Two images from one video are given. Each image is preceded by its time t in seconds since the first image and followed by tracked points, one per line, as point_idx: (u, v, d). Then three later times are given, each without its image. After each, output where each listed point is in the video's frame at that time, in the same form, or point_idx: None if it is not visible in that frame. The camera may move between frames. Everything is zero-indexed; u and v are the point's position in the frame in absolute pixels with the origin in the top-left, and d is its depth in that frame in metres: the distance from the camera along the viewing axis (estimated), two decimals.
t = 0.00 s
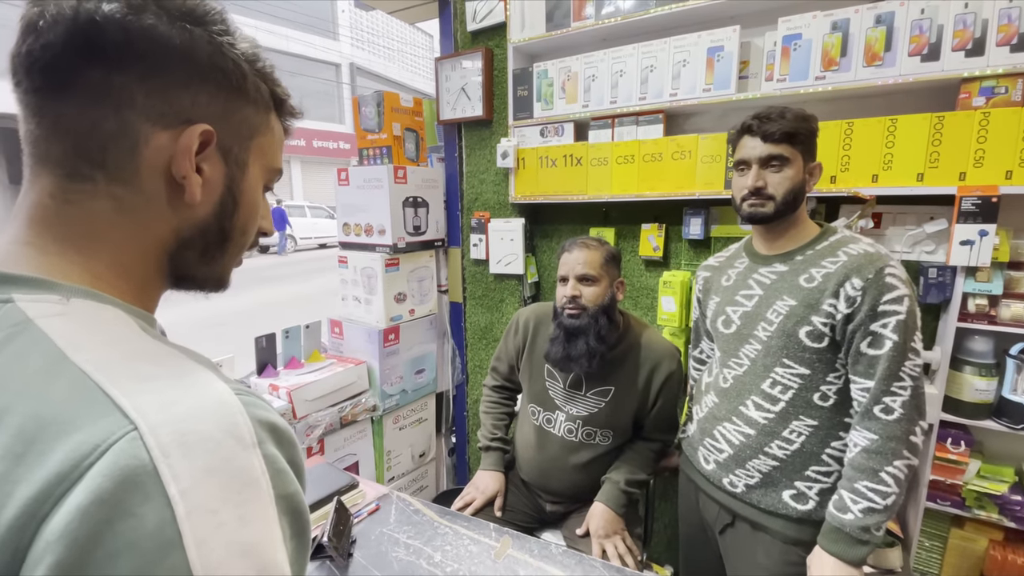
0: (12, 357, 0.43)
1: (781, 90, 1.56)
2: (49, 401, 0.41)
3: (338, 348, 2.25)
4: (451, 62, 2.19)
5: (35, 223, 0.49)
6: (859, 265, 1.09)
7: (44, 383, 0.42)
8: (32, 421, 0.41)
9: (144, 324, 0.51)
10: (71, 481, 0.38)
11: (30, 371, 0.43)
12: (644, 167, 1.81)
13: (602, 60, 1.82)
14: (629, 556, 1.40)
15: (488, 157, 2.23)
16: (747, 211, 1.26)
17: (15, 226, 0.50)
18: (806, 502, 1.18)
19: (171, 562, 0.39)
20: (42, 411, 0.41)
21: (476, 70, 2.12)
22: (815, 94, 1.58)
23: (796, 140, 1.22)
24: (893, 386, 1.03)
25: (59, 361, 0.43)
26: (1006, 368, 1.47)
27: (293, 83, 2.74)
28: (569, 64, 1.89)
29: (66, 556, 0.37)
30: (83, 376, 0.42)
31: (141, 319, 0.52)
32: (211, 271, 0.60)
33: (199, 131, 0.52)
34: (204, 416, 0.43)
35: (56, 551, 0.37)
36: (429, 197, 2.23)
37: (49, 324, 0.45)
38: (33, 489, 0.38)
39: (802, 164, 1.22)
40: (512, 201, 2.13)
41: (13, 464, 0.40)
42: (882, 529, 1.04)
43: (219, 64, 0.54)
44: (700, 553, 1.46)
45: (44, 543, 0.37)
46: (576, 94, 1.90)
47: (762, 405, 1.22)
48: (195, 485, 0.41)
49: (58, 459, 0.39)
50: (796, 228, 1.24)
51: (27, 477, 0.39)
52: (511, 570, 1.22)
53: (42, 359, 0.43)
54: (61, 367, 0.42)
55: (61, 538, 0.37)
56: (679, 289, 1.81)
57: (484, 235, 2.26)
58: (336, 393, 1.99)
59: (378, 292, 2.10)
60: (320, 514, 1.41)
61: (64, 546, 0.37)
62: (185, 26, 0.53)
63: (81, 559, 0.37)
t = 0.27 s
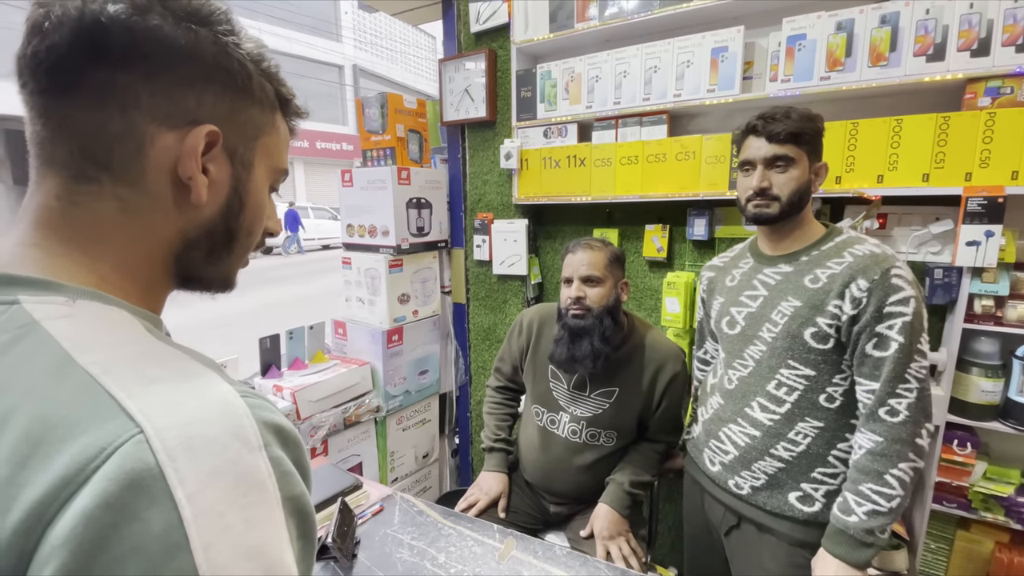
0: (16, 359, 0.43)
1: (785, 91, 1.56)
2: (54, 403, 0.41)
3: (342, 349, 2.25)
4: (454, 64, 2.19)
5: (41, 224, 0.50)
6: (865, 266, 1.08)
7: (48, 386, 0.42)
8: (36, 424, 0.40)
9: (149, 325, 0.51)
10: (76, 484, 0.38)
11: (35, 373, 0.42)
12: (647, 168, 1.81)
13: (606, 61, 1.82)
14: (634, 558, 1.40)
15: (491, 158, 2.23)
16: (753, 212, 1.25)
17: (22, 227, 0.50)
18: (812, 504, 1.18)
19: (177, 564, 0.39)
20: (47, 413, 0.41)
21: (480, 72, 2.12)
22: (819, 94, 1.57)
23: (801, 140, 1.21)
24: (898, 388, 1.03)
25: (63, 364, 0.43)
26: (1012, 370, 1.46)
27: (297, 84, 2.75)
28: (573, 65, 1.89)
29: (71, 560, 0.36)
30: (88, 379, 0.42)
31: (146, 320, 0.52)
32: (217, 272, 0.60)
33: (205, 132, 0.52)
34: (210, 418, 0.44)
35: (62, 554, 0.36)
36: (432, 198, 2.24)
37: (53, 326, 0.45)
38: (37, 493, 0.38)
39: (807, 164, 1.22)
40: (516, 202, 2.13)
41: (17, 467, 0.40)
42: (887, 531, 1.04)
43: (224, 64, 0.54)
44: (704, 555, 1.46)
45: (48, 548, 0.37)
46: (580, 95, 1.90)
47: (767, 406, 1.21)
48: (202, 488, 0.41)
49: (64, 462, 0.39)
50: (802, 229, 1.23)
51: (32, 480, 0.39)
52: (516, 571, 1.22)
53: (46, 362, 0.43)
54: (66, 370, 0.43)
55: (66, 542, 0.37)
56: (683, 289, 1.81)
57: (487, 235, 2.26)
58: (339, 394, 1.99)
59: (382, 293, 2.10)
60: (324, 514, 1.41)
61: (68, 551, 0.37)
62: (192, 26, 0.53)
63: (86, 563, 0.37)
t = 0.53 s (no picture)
0: (28, 356, 0.44)
1: (788, 92, 1.56)
2: (64, 399, 0.41)
3: (344, 349, 2.26)
4: (457, 65, 2.19)
5: (49, 226, 0.50)
6: (868, 266, 1.08)
7: (58, 382, 0.42)
8: (47, 419, 0.41)
9: (156, 325, 0.52)
10: (87, 479, 0.38)
11: (45, 369, 0.43)
12: (650, 168, 1.81)
13: (608, 62, 1.83)
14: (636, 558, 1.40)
15: (493, 158, 2.24)
16: (755, 212, 1.25)
17: (31, 228, 0.51)
18: (815, 505, 1.18)
19: (185, 558, 0.39)
20: (57, 407, 0.41)
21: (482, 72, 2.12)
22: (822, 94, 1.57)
23: (805, 141, 1.21)
24: (901, 389, 1.03)
25: (73, 360, 0.43)
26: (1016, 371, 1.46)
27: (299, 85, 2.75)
28: (575, 66, 1.90)
29: (83, 553, 0.37)
30: (98, 375, 0.42)
31: (153, 319, 0.52)
32: (223, 272, 0.60)
33: (209, 133, 0.52)
34: (217, 414, 0.44)
35: (73, 547, 0.37)
36: (435, 199, 2.24)
37: (61, 324, 0.45)
38: (49, 486, 0.39)
39: (810, 165, 1.22)
40: (518, 202, 2.13)
41: (29, 461, 0.40)
42: (889, 532, 1.04)
43: (227, 66, 0.55)
44: (707, 556, 1.46)
45: (61, 540, 0.38)
46: (582, 96, 1.90)
47: (770, 407, 1.21)
48: (209, 483, 0.41)
49: (75, 457, 0.39)
50: (805, 229, 1.23)
51: (43, 474, 0.39)
52: (518, 571, 1.22)
53: (56, 358, 0.43)
54: (75, 366, 0.43)
55: (77, 534, 0.37)
56: (685, 290, 1.81)
57: (489, 236, 2.26)
58: (342, 394, 1.99)
59: (384, 294, 2.10)
60: (327, 514, 1.42)
61: (80, 543, 0.37)
62: (196, 29, 0.53)
63: (97, 555, 0.38)
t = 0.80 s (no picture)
0: (34, 353, 0.45)
1: (790, 92, 1.56)
2: (69, 395, 0.42)
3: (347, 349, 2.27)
4: (459, 65, 2.20)
5: (54, 227, 0.51)
6: (870, 266, 1.08)
7: (64, 379, 0.42)
8: (53, 416, 0.41)
9: (160, 324, 0.52)
10: (92, 474, 0.39)
11: (51, 367, 0.43)
12: (651, 168, 1.81)
13: (610, 62, 1.83)
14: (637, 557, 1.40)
15: (495, 159, 2.24)
16: (757, 213, 1.25)
17: (36, 229, 0.51)
18: (817, 505, 1.18)
19: (188, 553, 0.40)
20: (63, 404, 0.41)
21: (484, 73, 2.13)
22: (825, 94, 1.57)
23: (806, 141, 1.21)
24: (902, 389, 1.03)
25: (79, 357, 0.44)
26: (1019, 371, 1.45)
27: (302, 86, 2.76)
28: (577, 66, 1.90)
29: (88, 547, 0.38)
30: (103, 373, 0.43)
31: (157, 318, 0.53)
32: (225, 271, 0.61)
33: (210, 133, 0.53)
34: (220, 411, 0.44)
35: (78, 541, 0.38)
36: (437, 199, 2.25)
37: (66, 322, 0.46)
38: (55, 481, 0.39)
39: (812, 165, 1.22)
40: (519, 202, 2.14)
41: (35, 456, 0.40)
42: (890, 532, 1.04)
43: (228, 66, 0.55)
44: (709, 555, 1.46)
45: (66, 534, 0.38)
46: (584, 96, 1.90)
47: (772, 407, 1.21)
48: (212, 479, 0.41)
49: (79, 452, 0.39)
50: (806, 231, 1.23)
51: (49, 469, 0.40)
52: (520, 570, 1.22)
53: (62, 356, 0.44)
54: (81, 364, 0.43)
55: (82, 528, 0.38)
56: (686, 290, 1.81)
57: (491, 236, 2.27)
58: (344, 393, 2.00)
59: (386, 293, 2.11)
60: (329, 513, 1.42)
61: (85, 537, 0.38)
62: (197, 30, 0.54)
63: (101, 549, 0.38)
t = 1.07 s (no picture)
0: (38, 350, 0.45)
1: (792, 91, 1.56)
2: (72, 393, 0.42)
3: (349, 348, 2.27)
4: (461, 65, 2.20)
5: (58, 225, 0.51)
6: (872, 266, 1.08)
7: (68, 376, 0.43)
8: (57, 413, 0.42)
9: (163, 322, 0.53)
10: (94, 471, 0.39)
11: (55, 364, 0.44)
12: (653, 168, 1.81)
13: (612, 62, 1.83)
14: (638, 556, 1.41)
15: (497, 158, 2.24)
16: (759, 212, 1.26)
17: (40, 227, 0.52)
18: (818, 505, 1.18)
19: (189, 549, 0.40)
20: (66, 401, 0.42)
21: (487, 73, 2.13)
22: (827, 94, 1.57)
23: (808, 140, 1.21)
24: (904, 389, 1.03)
25: (82, 355, 0.44)
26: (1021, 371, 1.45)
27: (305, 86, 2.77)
28: (579, 66, 1.90)
29: (90, 542, 0.38)
30: (106, 371, 0.44)
31: (160, 316, 0.53)
32: (228, 269, 0.61)
33: (213, 133, 0.53)
34: (221, 409, 0.45)
35: (81, 536, 0.38)
36: (439, 198, 2.25)
37: (69, 320, 0.46)
38: (58, 477, 0.40)
39: (814, 165, 1.22)
40: (521, 202, 2.14)
41: (38, 453, 0.41)
42: (892, 532, 1.04)
43: (231, 67, 0.56)
44: (710, 554, 1.46)
45: (69, 529, 0.39)
46: (586, 96, 1.90)
47: (773, 407, 1.21)
48: (214, 476, 0.42)
49: (82, 449, 0.40)
50: (807, 231, 1.23)
51: (52, 466, 0.40)
52: (521, 569, 1.23)
53: (66, 353, 0.44)
54: (84, 361, 0.44)
55: (85, 524, 0.38)
56: (688, 290, 1.81)
57: (493, 236, 2.27)
58: (347, 392, 2.01)
59: (389, 293, 2.11)
60: (332, 511, 1.43)
61: (88, 533, 0.38)
62: (200, 30, 0.54)
63: (104, 545, 0.39)
